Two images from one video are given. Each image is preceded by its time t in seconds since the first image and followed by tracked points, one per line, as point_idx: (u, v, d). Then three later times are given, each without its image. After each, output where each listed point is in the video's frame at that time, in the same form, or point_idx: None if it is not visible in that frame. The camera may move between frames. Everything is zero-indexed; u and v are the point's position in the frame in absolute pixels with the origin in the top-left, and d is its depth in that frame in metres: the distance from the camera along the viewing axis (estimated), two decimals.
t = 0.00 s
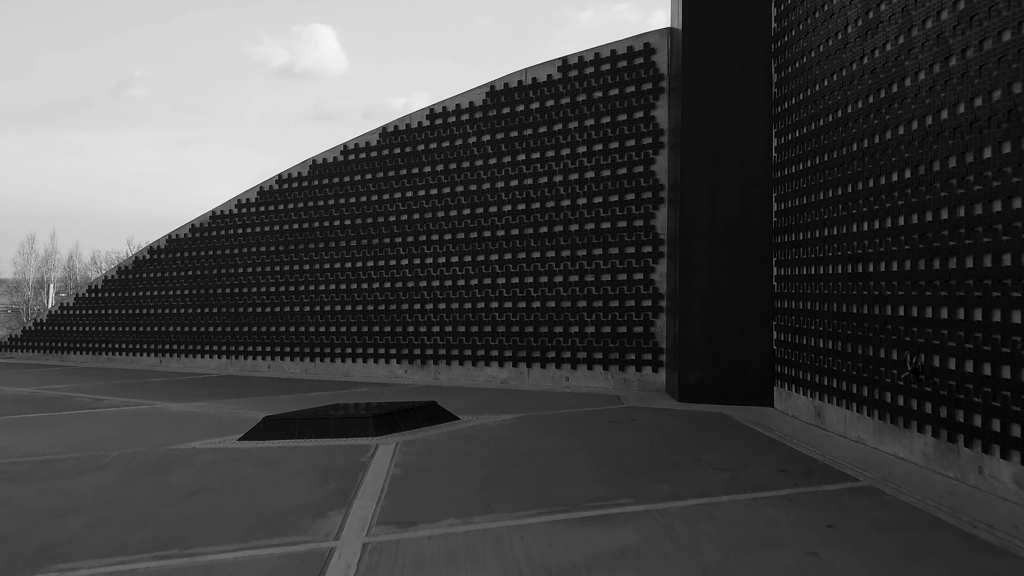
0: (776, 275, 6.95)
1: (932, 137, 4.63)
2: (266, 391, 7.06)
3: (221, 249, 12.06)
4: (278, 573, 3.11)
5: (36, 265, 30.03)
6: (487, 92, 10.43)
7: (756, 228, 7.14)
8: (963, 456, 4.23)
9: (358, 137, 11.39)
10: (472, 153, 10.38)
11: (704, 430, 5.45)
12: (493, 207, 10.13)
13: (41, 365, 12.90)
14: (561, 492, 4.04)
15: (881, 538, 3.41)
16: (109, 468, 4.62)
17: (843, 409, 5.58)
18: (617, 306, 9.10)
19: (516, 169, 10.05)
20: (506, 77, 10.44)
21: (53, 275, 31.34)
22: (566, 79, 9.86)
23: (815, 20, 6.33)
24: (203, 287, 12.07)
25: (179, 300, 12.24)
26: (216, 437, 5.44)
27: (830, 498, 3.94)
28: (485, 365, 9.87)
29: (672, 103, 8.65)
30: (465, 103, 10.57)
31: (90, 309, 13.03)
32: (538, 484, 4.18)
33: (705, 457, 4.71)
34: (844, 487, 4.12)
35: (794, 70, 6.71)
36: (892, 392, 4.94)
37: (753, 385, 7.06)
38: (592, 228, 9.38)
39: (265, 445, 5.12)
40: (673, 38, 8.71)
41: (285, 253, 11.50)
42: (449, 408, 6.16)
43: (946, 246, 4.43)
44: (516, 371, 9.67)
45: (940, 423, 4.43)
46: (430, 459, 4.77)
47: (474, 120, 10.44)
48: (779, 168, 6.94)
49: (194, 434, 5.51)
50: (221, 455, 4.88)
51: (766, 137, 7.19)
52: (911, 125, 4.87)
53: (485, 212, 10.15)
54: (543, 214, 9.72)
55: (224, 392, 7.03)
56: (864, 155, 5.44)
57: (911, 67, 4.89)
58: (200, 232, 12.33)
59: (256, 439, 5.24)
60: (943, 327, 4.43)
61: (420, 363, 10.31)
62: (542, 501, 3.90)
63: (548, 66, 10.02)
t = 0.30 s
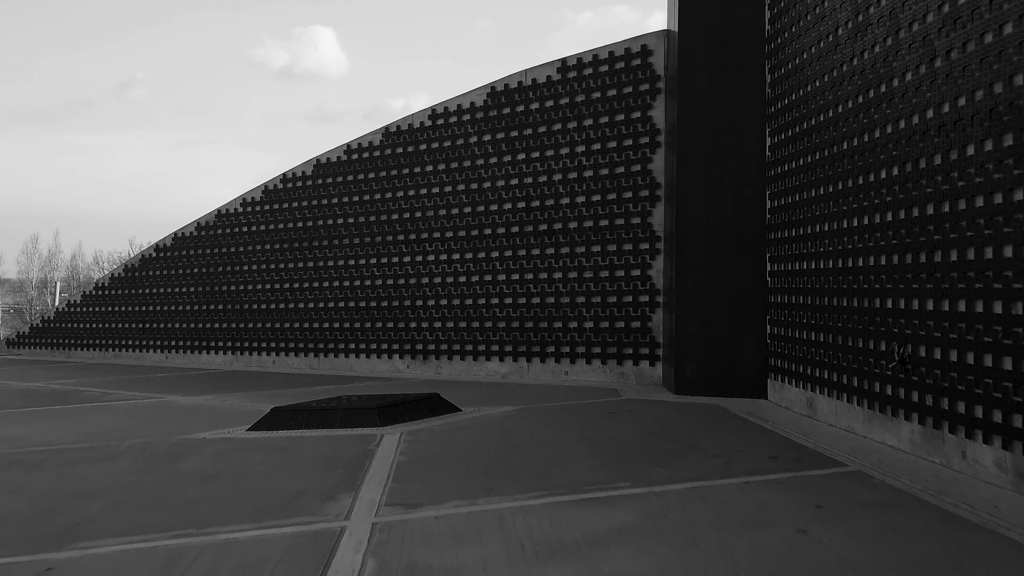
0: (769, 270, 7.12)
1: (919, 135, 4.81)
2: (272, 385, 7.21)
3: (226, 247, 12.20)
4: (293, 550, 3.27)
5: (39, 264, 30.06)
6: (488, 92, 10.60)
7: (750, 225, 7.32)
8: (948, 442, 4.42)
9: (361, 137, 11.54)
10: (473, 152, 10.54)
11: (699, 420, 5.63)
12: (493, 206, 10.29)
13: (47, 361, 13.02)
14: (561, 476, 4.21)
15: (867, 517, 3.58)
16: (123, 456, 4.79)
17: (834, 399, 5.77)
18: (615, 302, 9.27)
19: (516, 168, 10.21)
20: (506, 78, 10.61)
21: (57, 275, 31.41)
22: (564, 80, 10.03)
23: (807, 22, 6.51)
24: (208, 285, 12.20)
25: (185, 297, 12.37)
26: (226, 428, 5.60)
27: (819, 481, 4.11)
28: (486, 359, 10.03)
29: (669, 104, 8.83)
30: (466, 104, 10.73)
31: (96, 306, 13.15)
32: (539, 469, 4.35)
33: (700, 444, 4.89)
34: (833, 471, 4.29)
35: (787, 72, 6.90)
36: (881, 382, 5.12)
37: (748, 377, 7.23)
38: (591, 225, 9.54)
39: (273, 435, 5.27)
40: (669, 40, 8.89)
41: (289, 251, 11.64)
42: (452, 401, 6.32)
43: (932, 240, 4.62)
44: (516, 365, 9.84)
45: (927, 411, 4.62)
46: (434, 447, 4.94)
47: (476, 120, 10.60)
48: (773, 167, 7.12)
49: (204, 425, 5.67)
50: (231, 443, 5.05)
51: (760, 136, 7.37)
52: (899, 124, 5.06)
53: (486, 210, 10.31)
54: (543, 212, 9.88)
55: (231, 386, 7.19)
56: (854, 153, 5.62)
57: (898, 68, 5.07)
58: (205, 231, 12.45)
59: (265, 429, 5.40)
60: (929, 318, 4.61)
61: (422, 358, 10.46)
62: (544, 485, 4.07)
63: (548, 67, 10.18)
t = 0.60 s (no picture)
0: (762, 267, 7.29)
1: (905, 134, 4.99)
2: (277, 379, 7.37)
3: (230, 245, 12.32)
4: (304, 530, 3.42)
5: (42, 264, 30.14)
6: (487, 93, 10.75)
7: (744, 222, 7.48)
8: (932, 429, 4.61)
9: (363, 137, 11.69)
10: (472, 152, 10.71)
11: (693, 411, 5.79)
12: (492, 204, 10.45)
13: (54, 358, 13.17)
14: (559, 462, 4.38)
15: (852, 498, 3.74)
16: (134, 446, 4.96)
17: (824, 391, 5.95)
18: (612, 298, 9.45)
19: (515, 166, 10.36)
20: (506, 79, 10.76)
21: (60, 274, 31.49)
22: (562, 81, 10.19)
23: (798, 24, 6.69)
24: (212, 282, 12.33)
25: (189, 295, 12.51)
26: (233, 420, 5.75)
27: (807, 466, 4.28)
28: (486, 354, 10.20)
29: (664, 104, 9.01)
30: (466, 104, 10.89)
31: (101, 303, 13.27)
32: (539, 456, 4.51)
33: (693, 433, 5.05)
34: (820, 457, 4.46)
35: (778, 73, 7.07)
36: (869, 373, 5.30)
37: (741, 371, 7.40)
38: (588, 223, 9.71)
39: (279, 425, 5.43)
40: (665, 42, 9.06)
41: (292, 249, 11.78)
42: (453, 393, 6.48)
43: (917, 235, 4.80)
44: (515, 360, 10.01)
45: (913, 399, 4.80)
46: (436, 435, 5.10)
47: (475, 120, 10.76)
48: (766, 165, 7.29)
49: (211, 417, 5.83)
50: (238, 434, 5.20)
51: (754, 135, 7.54)
52: (886, 123, 5.24)
53: (485, 208, 10.47)
54: (541, 210, 10.06)
55: (238, 380, 7.34)
56: (843, 151, 5.80)
57: (885, 68, 5.25)
58: (210, 229, 12.56)
59: (271, 420, 5.56)
60: (915, 310, 4.79)
61: (423, 353, 10.63)
62: (543, 470, 4.24)
63: (546, 68, 10.35)
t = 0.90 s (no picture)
0: (754, 263, 7.47)
1: (891, 134, 5.18)
2: (282, 374, 7.52)
3: (234, 243, 12.45)
4: (312, 512, 3.58)
5: (46, 263, 30.17)
6: (487, 94, 10.91)
7: (737, 220, 7.66)
8: (917, 418, 4.80)
9: (365, 137, 11.84)
10: (472, 152, 10.87)
11: (687, 403, 5.96)
12: (491, 203, 10.61)
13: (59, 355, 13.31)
14: (557, 450, 4.54)
15: (837, 482, 3.90)
16: (144, 436, 5.11)
17: (814, 383, 6.13)
18: (609, 294, 9.62)
19: (514, 166, 10.53)
20: (505, 80, 10.92)
21: (62, 273, 31.58)
22: (561, 82, 10.35)
23: (790, 27, 6.87)
24: (216, 280, 12.46)
25: (193, 292, 12.64)
26: (240, 412, 5.90)
27: (795, 453, 4.45)
28: (485, 350, 10.37)
29: (660, 105, 9.19)
30: (466, 104, 11.04)
31: (106, 301, 13.40)
32: (537, 445, 4.68)
33: (687, 424, 5.22)
34: (808, 445, 4.63)
35: (771, 75, 7.25)
36: (857, 365, 5.48)
37: (734, 365, 7.58)
38: (586, 221, 9.88)
39: (285, 417, 5.58)
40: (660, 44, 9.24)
41: (294, 247, 11.93)
42: (453, 387, 6.64)
43: (902, 232, 4.99)
44: (514, 356, 10.18)
45: (898, 390, 4.98)
46: (438, 426, 5.26)
47: (475, 121, 10.92)
48: (758, 165, 7.47)
49: (218, 409, 5.99)
50: (245, 425, 5.36)
51: (746, 135, 7.71)
52: (873, 123, 5.42)
53: (485, 207, 10.62)
54: (540, 208, 10.23)
55: (243, 375, 7.50)
56: (832, 151, 5.98)
57: (872, 71, 5.44)
58: (214, 228, 12.69)
59: (276, 412, 5.72)
60: (901, 303, 4.98)
61: (423, 349, 10.79)
62: (542, 457, 4.40)
63: (545, 70, 10.51)
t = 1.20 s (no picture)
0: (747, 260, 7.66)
1: (879, 133, 5.36)
2: (287, 369, 7.69)
3: (238, 242, 12.59)
4: (320, 495, 3.75)
5: (49, 263, 30.27)
6: (487, 95, 11.06)
7: (731, 217, 7.84)
8: (903, 408, 4.99)
9: (367, 137, 11.99)
10: (472, 151, 11.04)
11: (682, 396, 6.13)
12: (491, 202, 10.77)
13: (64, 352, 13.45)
14: (556, 439, 4.71)
15: (823, 467, 4.07)
16: (155, 428, 5.27)
17: (806, 376, 6.32)
18: (606, 291, 9.79)
19: (513, 166, 10.69)
20: (504, 81, 11.08)
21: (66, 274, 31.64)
22: (559, 83, 10.52)
23: (782, 30, 7.04)
24: (220, 278, 12.60)
25: (197, 289, 12.78)
26: (247, 405, 6.06)
27: (785, 440, 4.62)
28: (485, 346, 10.53)
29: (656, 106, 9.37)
30: (466, 105, 11.20)
31: (111, 298, 13.54)
32: (536, 434, 4.85)
33: (681, 414, 5.39)
34: (797, 433, 4.80)
35: (763, 76, 7.44)
36: (847, 357, 5.67)
37: (728, 359, 7.77)
38: (583, 220, 10.05)
39: (291, 409, 5.75)
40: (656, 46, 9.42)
41: (297, 246, 12.08)
42: (454, 380, 6.81)
43: (889, 227, 5.18)
44: (513, 352, 10.35)
45: (886, 381, 5.17)
46: (439, 416, 5.43)
47: (475, 121, 11.09)
48: (751, 164, 7.66)
49: (226, 402, 6.15)
50: (252, 417, 5.52)
51: (740, 135, 7.91)
52: (861, 123, 5.61)
53: (484, 206, 10.79)
54: (539, 207, 10.41)
55: (249, 370, 7.66)
56: (822, 150, 6.17)
57: (861, 72, 5.62)
58: (219, 227, 12.82)
59: (282, 404, 5.89)
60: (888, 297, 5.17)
61: (424, 345, 10.95)
62: (542, 445, 4.58)
63: (543, 71, 10.68)
